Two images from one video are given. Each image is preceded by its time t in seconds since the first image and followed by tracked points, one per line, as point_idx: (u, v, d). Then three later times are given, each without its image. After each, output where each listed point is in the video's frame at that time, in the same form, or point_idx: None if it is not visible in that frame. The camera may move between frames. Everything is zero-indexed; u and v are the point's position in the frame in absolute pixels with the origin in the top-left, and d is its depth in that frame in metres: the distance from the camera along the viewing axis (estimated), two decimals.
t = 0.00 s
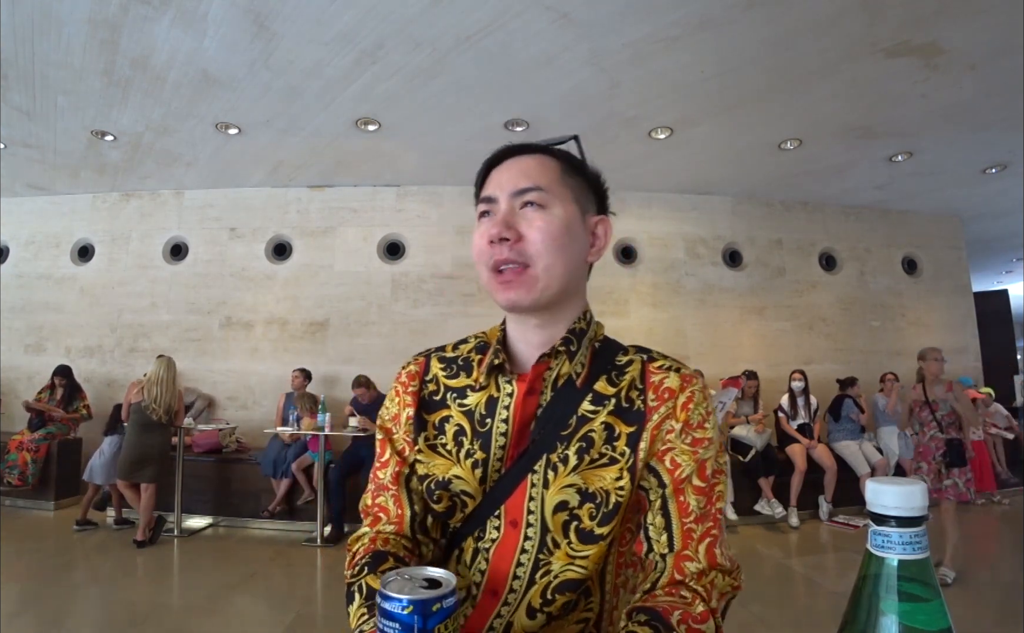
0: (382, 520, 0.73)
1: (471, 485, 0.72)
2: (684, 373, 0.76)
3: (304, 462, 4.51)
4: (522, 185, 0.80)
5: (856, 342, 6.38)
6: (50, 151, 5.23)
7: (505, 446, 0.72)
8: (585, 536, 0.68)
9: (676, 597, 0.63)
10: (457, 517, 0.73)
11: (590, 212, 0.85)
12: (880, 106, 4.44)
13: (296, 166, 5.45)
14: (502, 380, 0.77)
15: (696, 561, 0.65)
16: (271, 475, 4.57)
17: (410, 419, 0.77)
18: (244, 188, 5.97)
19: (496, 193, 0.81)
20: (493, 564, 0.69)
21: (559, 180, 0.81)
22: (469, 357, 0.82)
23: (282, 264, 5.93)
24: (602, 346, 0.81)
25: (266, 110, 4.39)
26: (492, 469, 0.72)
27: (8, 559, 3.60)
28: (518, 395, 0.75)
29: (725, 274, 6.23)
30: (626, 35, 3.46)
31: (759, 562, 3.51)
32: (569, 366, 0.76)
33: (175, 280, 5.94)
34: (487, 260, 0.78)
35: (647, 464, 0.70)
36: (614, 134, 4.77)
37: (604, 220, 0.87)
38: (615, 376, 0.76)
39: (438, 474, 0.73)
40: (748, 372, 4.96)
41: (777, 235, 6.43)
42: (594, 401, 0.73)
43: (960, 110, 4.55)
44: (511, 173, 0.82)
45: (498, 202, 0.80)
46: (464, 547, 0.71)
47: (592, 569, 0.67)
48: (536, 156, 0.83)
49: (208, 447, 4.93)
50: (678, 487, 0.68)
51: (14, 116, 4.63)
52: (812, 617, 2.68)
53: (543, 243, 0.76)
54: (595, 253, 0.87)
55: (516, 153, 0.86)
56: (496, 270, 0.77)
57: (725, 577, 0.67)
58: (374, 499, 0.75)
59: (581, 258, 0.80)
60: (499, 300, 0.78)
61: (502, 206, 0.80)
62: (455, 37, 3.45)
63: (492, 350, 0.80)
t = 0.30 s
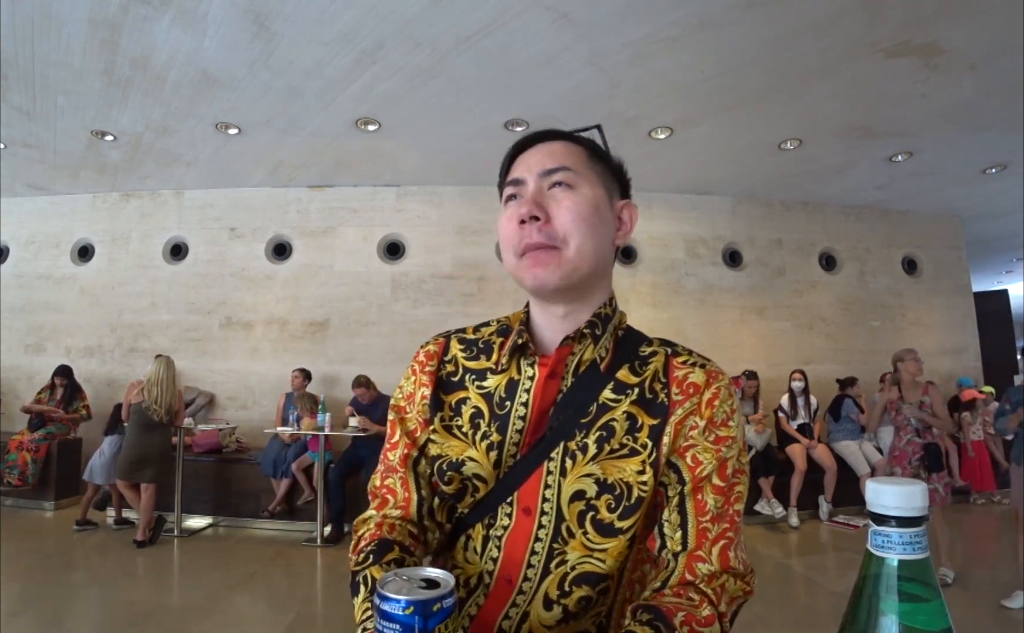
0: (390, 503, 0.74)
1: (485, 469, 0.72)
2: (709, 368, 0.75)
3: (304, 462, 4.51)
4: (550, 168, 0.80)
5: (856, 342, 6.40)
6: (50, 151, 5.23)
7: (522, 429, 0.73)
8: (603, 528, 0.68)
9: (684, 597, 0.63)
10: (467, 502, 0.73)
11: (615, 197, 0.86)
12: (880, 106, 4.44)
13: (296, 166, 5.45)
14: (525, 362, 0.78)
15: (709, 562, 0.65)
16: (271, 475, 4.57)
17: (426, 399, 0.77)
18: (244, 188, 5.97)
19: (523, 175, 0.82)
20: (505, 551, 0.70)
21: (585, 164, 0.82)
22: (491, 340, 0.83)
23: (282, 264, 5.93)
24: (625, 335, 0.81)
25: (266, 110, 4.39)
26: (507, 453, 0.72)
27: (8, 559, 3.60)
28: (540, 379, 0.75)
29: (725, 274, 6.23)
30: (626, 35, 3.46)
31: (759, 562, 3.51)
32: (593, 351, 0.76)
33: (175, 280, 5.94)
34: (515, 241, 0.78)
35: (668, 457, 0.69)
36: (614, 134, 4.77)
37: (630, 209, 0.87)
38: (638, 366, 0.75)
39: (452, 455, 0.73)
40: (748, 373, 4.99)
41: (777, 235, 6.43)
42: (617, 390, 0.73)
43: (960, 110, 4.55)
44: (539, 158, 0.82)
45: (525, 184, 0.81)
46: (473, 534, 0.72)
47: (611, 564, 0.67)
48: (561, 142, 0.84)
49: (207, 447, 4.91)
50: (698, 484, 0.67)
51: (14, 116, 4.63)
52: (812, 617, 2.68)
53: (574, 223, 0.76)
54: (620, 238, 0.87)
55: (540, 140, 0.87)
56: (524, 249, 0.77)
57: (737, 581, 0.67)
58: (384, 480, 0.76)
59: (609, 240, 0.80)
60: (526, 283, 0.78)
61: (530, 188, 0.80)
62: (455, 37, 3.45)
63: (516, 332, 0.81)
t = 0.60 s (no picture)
0: (371, 520, 0.73)
1: (458, 479, 0.72)
2: (678, 376, 0.76)
3: (304, 462, 4.51)
4: (536, 185, 0.81)
5: (856, 342, 6.17)
6: (50, 151, 5.23)
7: (495, 441, 0.73)
8: (574, 537, 0.67)
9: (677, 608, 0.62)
10: (439, 515, 0.72)
11: (596, 220, 0.88)
12: (880, 106, 4.44)
13: (296, 166, 5.45)
14: (497, 376, 0.78)
15: (701, 565, 0.65)
16: (270, 475, 4.57)
17: (404, 416, 0.77)
18: (244, 188, 5.98)
19: (509, 190, 0.83)
20: (474, 566, 0.69)
21: (570, 184, 0.83)
22: (465, 356, 0.84)
23: (282, 265, 5.94)
24: (597, 347, 0.82)
25: (266, 110, 4.39)
26: (480, 463, 0.72)
27: (8, 559, 3.60)
28: (512, 388, 0.76)
29: (725, 274, 6.24)
30: (625, 35, 3.46)
31: (759, 562, 3.51)
32: (564, 361, 0.77)
33: (175, 280, 5.91)
34: (495, 257, 0.79)
35: (643, 464, 0.69)
36: (614, 134, 4.77)
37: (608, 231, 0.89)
38: (610, 376, 0.76)
39: (427, 468, 0.73)
40: (748, 372, 4.98)
41: (777, 235, 6.43)
42: (589, 400, 0.73)
43: (960, 110, 4.55)
44: (525, 173, 0.83)
45: (510, 198, 0.82)
46: (446, 549, 0.71)
47: (582, 573, 0.66)
48: (548, 159, 0.85)
49: (208, 447, 4.87)
50: (678, 489, 0.67)
51: (14, 116, 4.63)
52: (812, 617, 2.68)
53: (554, 242, 0.77)
54: (598, 260, 0.89)
55: (528, 155, 0.88)
56: (504, 266, 0.78)
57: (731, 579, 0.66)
58: (365, 501, 0.75)
59: (586, 262, 0.82)
60: (505, 298, 0.79)
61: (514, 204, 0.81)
62: (454, 37, 3.45)
63: (489, 347, 0.81)
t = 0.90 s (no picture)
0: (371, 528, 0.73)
1: (439, 481, 0.71)
2: (648, 368, 0.75)
3: (304, 462, 4.52)
4: (521, 207, 0.77)
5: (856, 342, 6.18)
6: (50, 151, 5.23)
7: (470, 441, 0.72)
8: (549, 527, 0.65)
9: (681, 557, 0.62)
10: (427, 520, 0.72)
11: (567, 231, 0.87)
12: (879, 106, 4.45)
13: (296, 166, 5.46)
14: (471, 380, 0.78)
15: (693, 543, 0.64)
16: (271, 475, 4.57)
17: (389, 428, 0.77)
18: (244, 188, 5.98)
19: (494, 211, 0.77)
20: (455, 565, 0.67)
21: (553, 204, 0.80)
22: (444, 367, 0.83)
23: (283, 265, 5.94)
24: (566, 344, 0.80)
25: (266, 110, 4.39)
26: (458, 463, 0.72)
27: (8, 559, 3.60)
28: (483, 389, 0.75)
29: (725, 274, 6.24)
30: (625, 35, 3.45)
31: (759, 561, 3.51)
32: (532, 358, 0.76)
33: (176, 280, 5.72)
34: (481, 284, 0.76)
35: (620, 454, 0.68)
36: (613, 134, 4.77)
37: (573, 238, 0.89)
38: (579, 370, 0.75)
39: (409, 473, 0.73)
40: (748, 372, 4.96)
41: (777, 235, 6.43)
42: (558, 393, 0.72)
43: (960, 110, 4.55)
44: (507, 190, 0.78)
45: (495, 222, 0.77)
46: (434, 550, 0.70)
47: (562, 561, 0.65)
48: (530, 174, 0.80)
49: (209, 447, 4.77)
50: (663, 478, 0.66)
51: (14, 116, 4.63)
52: (812, 618, 2.67)
53: (542, 273, 0.76)
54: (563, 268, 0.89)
55: (506, 164, 0.81)
56: (491, 295, 0.76)
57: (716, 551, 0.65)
58: (362, 513, 0.75)
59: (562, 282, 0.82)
60: (489, 323, 0.78)
61: (500, 228, 0.76)
62: (454, 37, 3.45)
63: (460, 355, 0.81)
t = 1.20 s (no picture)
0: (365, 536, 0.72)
1: (440, 486, 0.70)
2: (636, 356, 0.76)
3: (304, 462, 4.52)
4: (507, 207, 0.75)
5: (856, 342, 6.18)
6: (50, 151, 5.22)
7: (467, 443, 0.72)
8: (562, 522, 0.65)
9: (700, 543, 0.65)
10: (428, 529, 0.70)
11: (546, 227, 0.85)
12: (879, 106, 4.45)
13: (296, 166, 5.46)
14: (460, 383, 0.77)
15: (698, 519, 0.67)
16: (270, 475, 4.57)
17: (378, 436, 0.76)
18: (244, 188, 5.97)
19: (477, 215, 0.74)
20: (467, 571, 0.66)
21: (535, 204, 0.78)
22: (429, 372, 0.81)
23: (283, 265, 5.94)
24: (552, 339, 0.81)
25: (266, 110, 4.39)
26: (459, 467, 0.71)
27: (8, 559, 3.60)
28: (475, 392, 0.75)
29: (725, 274, 6.24)
30: (625, 35, 3.46)
31: (759, 561, 3.51)
32: (523, 355, 0.76)
33: (175, 280, 5.59)
34: (469, 289, 0.74)
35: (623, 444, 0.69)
36: (613, 134, 4.77)
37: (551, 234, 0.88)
38: (569, 364, 0.75)
39: (408, 480, 0.71)
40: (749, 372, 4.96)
41: (777, 235, 6.43)
42: (551, 389, 0.72)
43: (960, 110, 4.55)
44: (490, 191, 0.75)
45: (479, 225, 0.74)
46: (440, 558, 0.69)
47: (579, 552, 0.65)
48: (511, 174, 0.78)
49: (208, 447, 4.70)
50: (673, 463, 0.68)
51: (14, 116, 4.63)
52: (812, 618, 2.67)
53: (531, 275, 0.75)
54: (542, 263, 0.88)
55: (485, 164, 0.78)
56: (481, 300, 0.74)
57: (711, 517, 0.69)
58: (353, 522, 0.73)
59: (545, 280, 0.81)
60: (478, 327, 0.76)
61: (485, 232, 0.74)
62: (454, 37, 3.45)
63: (444, 358, 0.80)
